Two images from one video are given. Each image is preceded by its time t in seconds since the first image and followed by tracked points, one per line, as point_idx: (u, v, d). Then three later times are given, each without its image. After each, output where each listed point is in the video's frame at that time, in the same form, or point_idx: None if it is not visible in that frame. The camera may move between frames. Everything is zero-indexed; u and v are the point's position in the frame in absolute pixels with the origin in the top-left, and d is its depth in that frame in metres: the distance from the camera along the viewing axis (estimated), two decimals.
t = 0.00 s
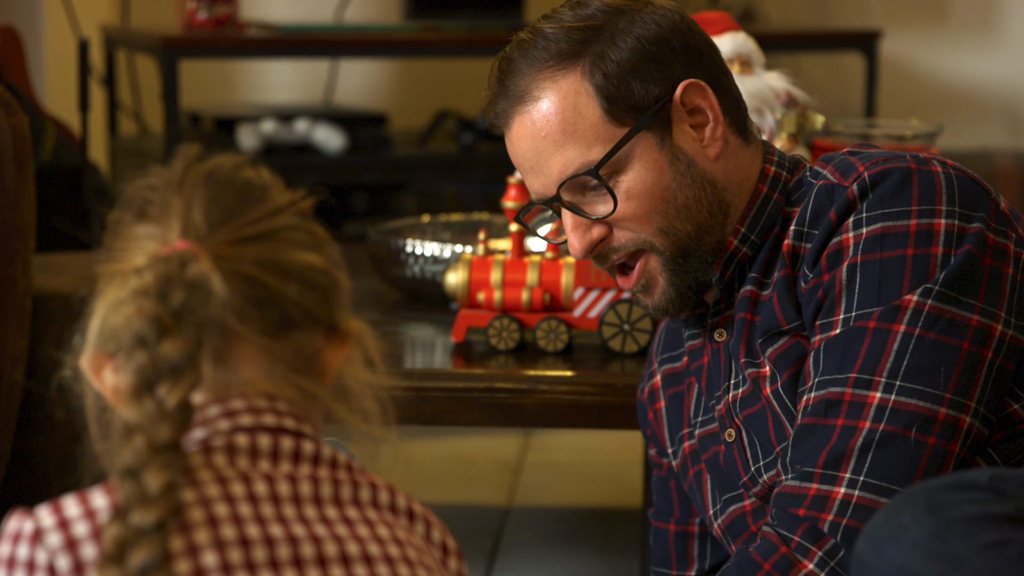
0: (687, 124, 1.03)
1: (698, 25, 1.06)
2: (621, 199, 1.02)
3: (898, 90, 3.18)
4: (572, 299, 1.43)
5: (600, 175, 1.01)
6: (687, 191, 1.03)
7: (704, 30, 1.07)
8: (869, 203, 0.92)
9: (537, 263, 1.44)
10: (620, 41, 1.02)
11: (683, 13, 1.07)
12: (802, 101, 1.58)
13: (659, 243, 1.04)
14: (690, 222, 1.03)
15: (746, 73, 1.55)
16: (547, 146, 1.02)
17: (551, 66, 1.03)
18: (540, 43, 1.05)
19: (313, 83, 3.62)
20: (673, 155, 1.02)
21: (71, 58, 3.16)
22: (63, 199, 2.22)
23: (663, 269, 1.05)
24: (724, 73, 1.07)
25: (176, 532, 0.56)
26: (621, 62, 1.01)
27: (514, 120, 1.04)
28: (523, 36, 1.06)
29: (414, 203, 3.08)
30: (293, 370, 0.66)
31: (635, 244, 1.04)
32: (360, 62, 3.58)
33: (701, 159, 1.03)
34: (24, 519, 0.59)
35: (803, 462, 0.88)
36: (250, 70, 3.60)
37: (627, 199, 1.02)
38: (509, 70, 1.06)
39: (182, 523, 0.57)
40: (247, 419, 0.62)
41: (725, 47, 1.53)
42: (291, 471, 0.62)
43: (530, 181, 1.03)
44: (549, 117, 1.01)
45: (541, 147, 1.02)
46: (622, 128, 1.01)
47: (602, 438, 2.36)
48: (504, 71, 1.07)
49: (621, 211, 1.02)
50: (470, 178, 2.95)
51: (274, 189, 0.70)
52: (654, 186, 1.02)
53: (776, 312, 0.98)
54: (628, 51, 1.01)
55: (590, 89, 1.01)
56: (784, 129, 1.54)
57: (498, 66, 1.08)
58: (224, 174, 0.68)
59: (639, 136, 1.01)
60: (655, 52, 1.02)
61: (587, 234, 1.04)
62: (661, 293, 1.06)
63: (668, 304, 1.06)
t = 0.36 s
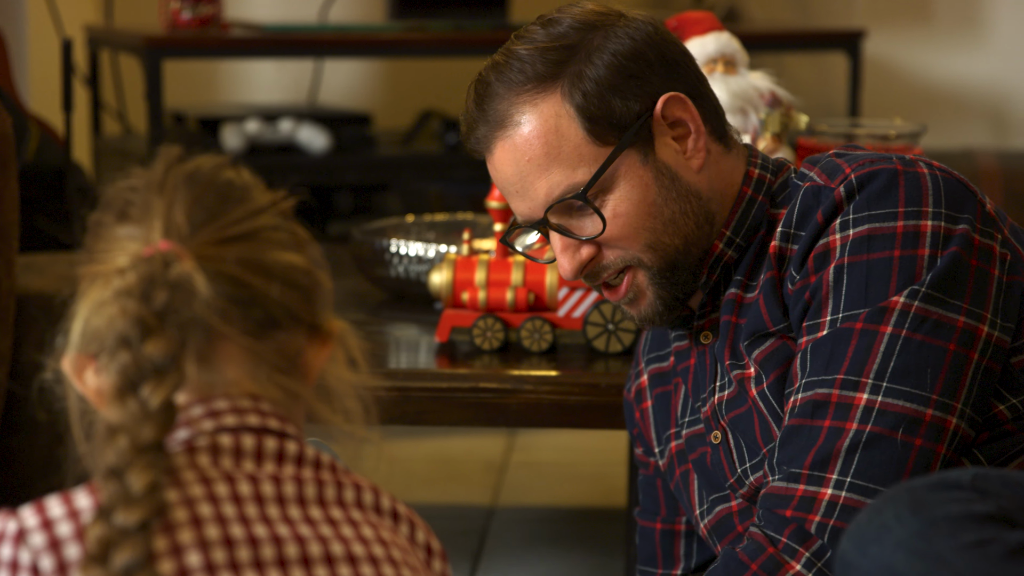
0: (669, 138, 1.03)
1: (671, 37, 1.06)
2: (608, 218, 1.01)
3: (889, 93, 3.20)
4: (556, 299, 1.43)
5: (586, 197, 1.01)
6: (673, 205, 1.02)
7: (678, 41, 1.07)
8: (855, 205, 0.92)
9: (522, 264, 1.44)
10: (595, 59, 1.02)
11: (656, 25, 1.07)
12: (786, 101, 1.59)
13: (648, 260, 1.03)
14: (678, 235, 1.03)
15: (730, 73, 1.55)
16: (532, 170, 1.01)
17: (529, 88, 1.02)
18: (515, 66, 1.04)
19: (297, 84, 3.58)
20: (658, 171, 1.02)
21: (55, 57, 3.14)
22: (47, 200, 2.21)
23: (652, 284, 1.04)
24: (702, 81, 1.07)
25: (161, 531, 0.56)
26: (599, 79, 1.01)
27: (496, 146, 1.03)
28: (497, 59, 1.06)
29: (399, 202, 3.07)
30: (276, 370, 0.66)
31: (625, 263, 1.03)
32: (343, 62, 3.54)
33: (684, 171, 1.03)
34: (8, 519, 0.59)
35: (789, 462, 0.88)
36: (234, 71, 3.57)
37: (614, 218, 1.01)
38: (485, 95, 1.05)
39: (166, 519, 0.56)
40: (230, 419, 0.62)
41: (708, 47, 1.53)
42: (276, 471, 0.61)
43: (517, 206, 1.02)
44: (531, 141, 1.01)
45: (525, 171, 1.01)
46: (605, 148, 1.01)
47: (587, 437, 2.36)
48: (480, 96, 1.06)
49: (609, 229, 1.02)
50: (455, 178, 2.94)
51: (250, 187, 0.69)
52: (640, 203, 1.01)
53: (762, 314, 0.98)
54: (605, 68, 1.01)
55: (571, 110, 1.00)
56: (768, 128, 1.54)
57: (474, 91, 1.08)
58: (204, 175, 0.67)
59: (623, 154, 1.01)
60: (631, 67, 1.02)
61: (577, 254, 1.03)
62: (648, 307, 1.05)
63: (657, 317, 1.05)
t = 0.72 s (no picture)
0: (654, 135, 1.03)
1: (658, 35, 1.06)
2: (592, 214, 1.01)
3: (874, 92, 3.20)
4: (542, 298, 1.43)
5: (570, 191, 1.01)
6: (657, 203, 1.02)
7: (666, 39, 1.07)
8: (841, 206, 0.92)
9: (508, 263, 1.44)
10: (582, 55, 1.01)
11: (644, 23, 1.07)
12: (771, 101, 1.59)
13: (630, 256, 1.03)
14: (661, 232, 1.03)
15: (715, 73, 1.55)
16: (516, 165, 1.01)
17: (515, 83, 1.02)
18: (502, 60, 1.04)
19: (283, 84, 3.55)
20: (642, 168, 1.02)
21: (40, 57, 3.12)
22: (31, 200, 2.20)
23: (634, 280, 1.03)
24: (689, 80, 1.07)
25: (147, 530, 0.56)
26: (585, 75, 1.01)
27: (481, 140, 1.03)
28: (483, 53, 1.05)
29: (385, 202, 3.07)
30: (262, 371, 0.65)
31: (607, 258, 1.03)
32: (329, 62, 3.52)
33: (669, 169, 1.03)
34: None
35: (775, 464, 0.88)
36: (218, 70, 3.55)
37: (598, 214, 1.01)
38: (471, 89, 1.05)
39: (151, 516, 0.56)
40: (217, 419, 0.62)
41: (694, 47, 1.53)
42: (262, 471, 0.61)
43: (500, 199, 1.02)
44: (516, 135, 1.00)
45: (509, 165, 1.01)
46: (591, 143, 1.00)
47: (572, 437, 2.36)
48: (466, 90, 1.06)
49: (592, 225, 1.01)
50: (441, 178, 2.94)
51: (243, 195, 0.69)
52: (624, 199, 1.01)
53: (747, 315, 0.98)
54: (592, 64, 1.01)
55: (557, 106, 1.00)
56: (754, 128, 1.54)
57: (460, 85, 1.07)
58: (188, 175, 0.67)
59: (609, 150, 1.00)
60: (619, 64, 1.02)
61: (559, 250, 1.03)
62: (626, 303, 1.05)
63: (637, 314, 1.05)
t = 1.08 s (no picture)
0: (637, 134, 1.03)
1: (642, 34, 1.06)
2: (575, 213, 1.01)
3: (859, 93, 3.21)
4: (527, 299, 1.42)
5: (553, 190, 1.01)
6: (640, 202, 1.02)
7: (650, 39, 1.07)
8: (824, 206, 0.92)
9: (493, 263, 1.44)
10: (566, 54, 1.01)
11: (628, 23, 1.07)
12: (756, 101, 1.59)
13: (613, 255, 1.03)
14: (644, 232, 1.03)
15: (700, 73, 1.56)
16: (500, 163, 1.00)
17: (499, 82, 1.02)
18: (486, 59, 1.04)
19: (268, 84, 3.52)
20: (625, 167, 1.02)
21: (24, 57, 3.09)
22: (15, 201, 2.18)
23: (616, 278, 1.03)
24: (672, 80, 1.07)
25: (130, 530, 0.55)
26: (569, 74, 1.01)
27: (465, 139, 1.02)
28: (467, 52, 1.05)
29: (370, 202, 3.06)
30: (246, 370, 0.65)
31: (590, 257, 1.03)
32: (314, 62, 3.49)
33: (652, 168, 1.03)
34: None
35: (758, 464, 0.88)
36: (200, 68, 3.51)
37: (581, 213, 1.01)
38: (456, 88, 1.05)
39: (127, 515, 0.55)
40: (202, 420, 0.61)
41: (679, 47, 1.53)
42: (247, 471, 0.61)
43: (484, 198, 1.02)
44: (500, 134, 1.00)
45: (493, 164, 1.01)
46: (574, 142, 1.00)
47: (558, 437, 2.36)
48: (450, 88, 1.05)
49: (575, 224, 1.01)
50: (426, 178, 2.93)
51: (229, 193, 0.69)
52: (607, 199, 1.01)
53: (731, 315, 0.98)
54: (576, 63, 1.01)
55: (541, 104, 1.00)
56: (739, 128, 1.54)
57: (444, 84, 1.07)
58: (165, 175, 0.66)
59: (592, 150, 1.00)
60: (602, 63, 1.02)
61: (544, 248, 1.03)
62: (610, 303, 1.05)
63: (620, 313, 1.05)
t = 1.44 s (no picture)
0: (623, 134, 1.03)
1: (627, 34, 1.06)
2: (561, 213, 1.01)
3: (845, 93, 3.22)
4: (514, 299, 1.42)
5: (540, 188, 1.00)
6: (626, 201, 1.02)
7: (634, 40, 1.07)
8: (810, 206, 0.92)
9: (479, 263, 1.43)
10: (552, 53, 1.01)
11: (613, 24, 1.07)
12: (742, 101, 1.59)
13: (599, 255, 1.03)
14: (630, 231, 1.03)
15: (686, 73, 1.55)
16: (486, 163, 1.00)
17: (485, 81, 1.01)
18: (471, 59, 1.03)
19: (254, 84, 3.50)
20: (611, 166, 1.02)
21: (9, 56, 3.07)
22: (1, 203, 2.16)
23: (601, 279, 1.03)
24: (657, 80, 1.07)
25: (120, 531, 0.56)
26: (555, 74, 1.00)
27: (450, 139, 1.02)
28: (453, 52, 1.05)
29: (358, 202, 3.05)
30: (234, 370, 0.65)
31: (576, 256, 1.03)
32: (301, 62, 3.47)
33: (638, 167, 1.03)
34: None
35: (746, 464, 0.88)
36: (187, 69, 3.49)
37: (567, 213, 1.01)
38: (441, 87, 1.04)
39: (117, 515, 0.57)
40: (195, 423, 0.62)
41: (666, 46, 1.53)
42: (242, 469, 0.61)
43: (469, 199, 1.02)
44: (486, 134, 1.00)
45: (479, 164, 1.01)
46: (560, 141, 1.00)
47: (544, 437, 2.36)
48: (436, 88, 1.05)
49: (561, 223, 1.01)
50: (412, 178, 2.93)
51: (197, 170, 0.66)
52: (593, 198, 1.01)
53: (718, 316, 0.97)
54: (562, 63, 1.01)
55: (526, 103, 1.00)
56: (725, 128, 1.54)
57: (429, 84, 1.06)
58: (109, 190, 0.62)
59: (577, 148, 1.00)
60: (588, 63, 1.02)
61: (529, 247, 1.02)
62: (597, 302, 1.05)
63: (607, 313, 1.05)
